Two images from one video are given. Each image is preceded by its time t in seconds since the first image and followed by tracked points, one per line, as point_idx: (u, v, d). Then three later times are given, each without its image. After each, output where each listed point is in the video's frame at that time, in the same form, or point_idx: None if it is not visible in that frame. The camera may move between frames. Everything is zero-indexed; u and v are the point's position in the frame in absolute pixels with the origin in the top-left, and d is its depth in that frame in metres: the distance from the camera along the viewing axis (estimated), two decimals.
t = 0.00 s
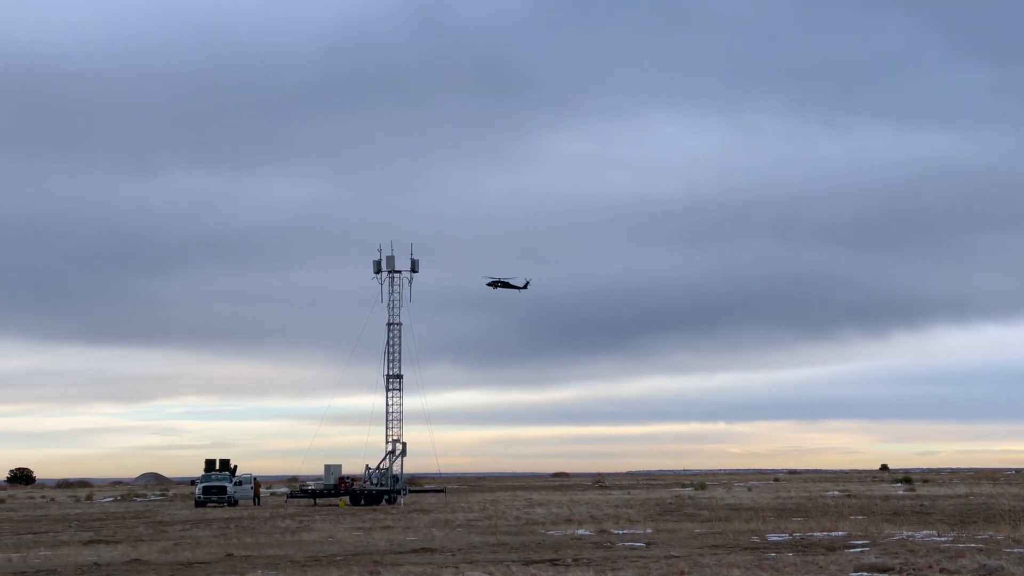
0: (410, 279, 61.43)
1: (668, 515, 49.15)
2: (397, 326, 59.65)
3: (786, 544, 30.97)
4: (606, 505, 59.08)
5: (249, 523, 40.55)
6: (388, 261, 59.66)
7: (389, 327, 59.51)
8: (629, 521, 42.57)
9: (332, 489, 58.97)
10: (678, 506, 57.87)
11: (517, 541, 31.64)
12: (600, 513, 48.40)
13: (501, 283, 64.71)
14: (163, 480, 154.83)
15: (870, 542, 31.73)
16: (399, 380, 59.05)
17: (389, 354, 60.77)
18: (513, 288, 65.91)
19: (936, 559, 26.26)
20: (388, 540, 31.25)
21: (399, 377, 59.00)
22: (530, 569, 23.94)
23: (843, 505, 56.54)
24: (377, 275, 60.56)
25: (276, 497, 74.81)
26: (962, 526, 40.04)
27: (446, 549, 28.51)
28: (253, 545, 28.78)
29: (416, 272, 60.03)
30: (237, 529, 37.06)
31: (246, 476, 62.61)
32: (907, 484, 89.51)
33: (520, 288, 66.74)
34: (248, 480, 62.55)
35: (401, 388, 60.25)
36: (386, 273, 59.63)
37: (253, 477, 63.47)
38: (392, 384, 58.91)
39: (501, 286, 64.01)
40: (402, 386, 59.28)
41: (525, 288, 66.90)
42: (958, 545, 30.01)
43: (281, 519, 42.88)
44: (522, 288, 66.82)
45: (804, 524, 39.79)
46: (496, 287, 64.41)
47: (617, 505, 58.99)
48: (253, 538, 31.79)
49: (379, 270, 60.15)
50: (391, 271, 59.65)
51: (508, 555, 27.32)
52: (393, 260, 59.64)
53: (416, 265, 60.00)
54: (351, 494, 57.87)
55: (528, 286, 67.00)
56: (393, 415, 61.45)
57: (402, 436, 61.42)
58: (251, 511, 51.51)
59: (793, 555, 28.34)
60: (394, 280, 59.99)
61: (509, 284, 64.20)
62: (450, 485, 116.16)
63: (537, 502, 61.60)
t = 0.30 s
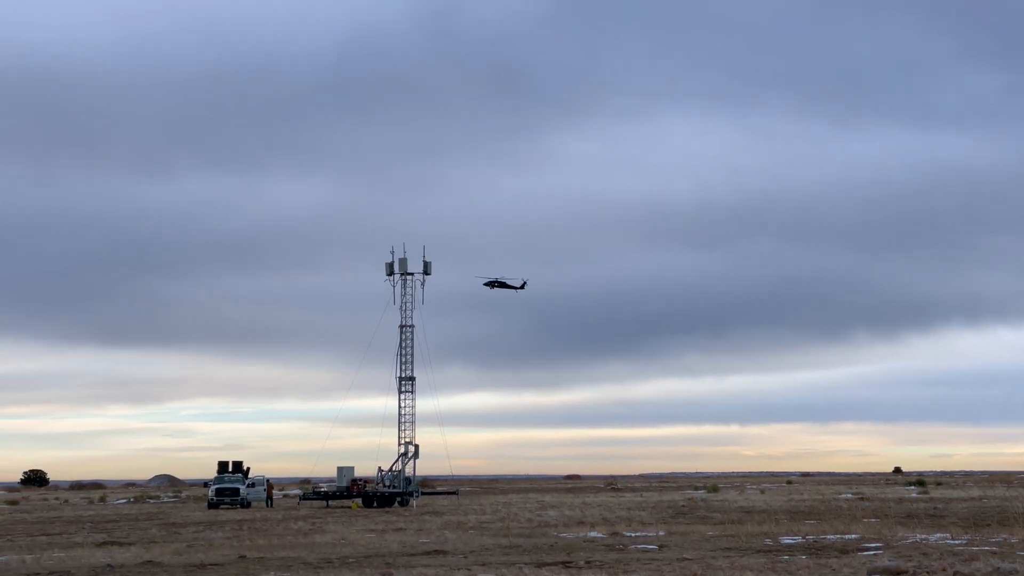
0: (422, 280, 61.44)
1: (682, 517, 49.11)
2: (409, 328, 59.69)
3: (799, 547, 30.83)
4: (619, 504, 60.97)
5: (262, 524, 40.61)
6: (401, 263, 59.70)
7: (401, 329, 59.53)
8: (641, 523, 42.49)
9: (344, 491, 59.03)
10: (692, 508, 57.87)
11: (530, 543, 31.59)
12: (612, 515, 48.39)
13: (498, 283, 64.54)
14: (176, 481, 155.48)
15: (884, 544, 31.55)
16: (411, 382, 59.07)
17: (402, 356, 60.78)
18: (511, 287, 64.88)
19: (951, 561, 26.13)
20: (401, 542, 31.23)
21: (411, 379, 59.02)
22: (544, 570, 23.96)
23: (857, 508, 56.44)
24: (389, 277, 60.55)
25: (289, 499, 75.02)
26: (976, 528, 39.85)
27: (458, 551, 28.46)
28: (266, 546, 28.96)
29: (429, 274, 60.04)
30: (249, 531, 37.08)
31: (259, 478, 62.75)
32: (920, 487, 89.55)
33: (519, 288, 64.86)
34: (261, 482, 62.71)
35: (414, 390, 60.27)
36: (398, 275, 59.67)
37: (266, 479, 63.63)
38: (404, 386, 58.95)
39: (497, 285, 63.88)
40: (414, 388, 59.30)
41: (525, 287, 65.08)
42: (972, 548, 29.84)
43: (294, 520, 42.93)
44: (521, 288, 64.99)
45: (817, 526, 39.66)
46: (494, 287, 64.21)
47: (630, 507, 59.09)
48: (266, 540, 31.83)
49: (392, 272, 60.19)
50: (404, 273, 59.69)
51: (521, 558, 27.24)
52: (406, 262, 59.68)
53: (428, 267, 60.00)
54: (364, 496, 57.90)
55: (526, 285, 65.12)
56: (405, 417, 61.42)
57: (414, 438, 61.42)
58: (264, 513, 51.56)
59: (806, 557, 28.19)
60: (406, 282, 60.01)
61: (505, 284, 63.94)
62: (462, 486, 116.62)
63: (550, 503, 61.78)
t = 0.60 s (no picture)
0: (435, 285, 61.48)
1: (695, 521, 49.07)
2: (422, 333, 59.71)
3: (813, 552, 30.70)
4: (634, 508, 62.17)
5: (275, 528, 40.66)
6: (413, 269, 59.77)
7: (414, 334, 59.55)
8: (655, 528, 42.36)
9: (357, 496, 59.05)
10: (705, 513, 57.81)
11: (542, 548, 31.49)
12: (625, 520, 48.37)
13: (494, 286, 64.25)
14: (190, 486, 156.09)
15: (898, 550, 31.34)
16: (424, 387, 59.07)
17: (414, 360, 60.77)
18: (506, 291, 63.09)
19: (965, 567, 25.94)
20: (414, 547, 31.17)
21: (424, 384, 59.01)
22: None
23: (870, 513, 56.30)
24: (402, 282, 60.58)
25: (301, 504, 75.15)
26: (990, 533, 39.63)
27: (471, 557, 28.39)
28: (280, 551, 28.94)
29: (442, 279, 60.05)
30: (264, 535, 37.17)
31: (273, 483, 62.86)
32: (933, 493, 89.43)
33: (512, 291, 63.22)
34: (274, 487, 62.84)
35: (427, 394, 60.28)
36: (411, 279, 59.73)
37: (279, 484, 63.74)
38: (417, 392, 58.94)
39: (498, 289, 63.83)
40: (427, 393, 59.31)
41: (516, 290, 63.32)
42: (987, 554, 29.64)
43: (307, 525, 42.95)
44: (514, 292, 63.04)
45: (830, 532, 39.47)
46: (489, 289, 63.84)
47: (644, 512, 59.12)
48: (279, 545, 31.81)
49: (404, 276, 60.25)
50: (416, 278, 59.74)
51: (533, 563, 27.21)
52: (418, 267, 59.74)
53: (441, 272, 60.04)
54: (377, 501, 57.97)
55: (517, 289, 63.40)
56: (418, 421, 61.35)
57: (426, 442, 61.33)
58: (277, 518, 51.55)
59: (820, 563, 28.06)
60: (419, 286, 60.04)
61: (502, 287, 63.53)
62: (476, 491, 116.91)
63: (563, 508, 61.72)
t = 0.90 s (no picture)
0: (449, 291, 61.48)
1: (709, 528, 48.93)
2: (436, 339, 59.70)
3: (827, 559, 30.55)
4: (648, 515, 62.16)
5: (288, 535, 40.74)
6: (427, 274, 59.79)
7: (427, 340, 59.55)
8: (668, 535, 42.17)
9: (371, 501, 59.05)
10: (720, 520, 57.63)
11: (556, 554, 31.43)
12: (639, 526, 48.22)
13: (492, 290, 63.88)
14: (204, 490, 156.51)
15: (914, 557, 31.15)
16: (438, 393, 59.07)
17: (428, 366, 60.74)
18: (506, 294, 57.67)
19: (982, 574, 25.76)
20: (427, 553, 31.17)
21: (438, 390, 59.02)
22: None
23: (884, 520, 55.95)
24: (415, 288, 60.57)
25: (315, 510, 75.26)
26: (1007, 541, 39.34)
27: (485, 563, 28.33)
28: (294, 557, 28.97)
29: (456, 285, 60.05)
30: (278, 541, 37.30)
31: (286, 488, 62.98)
32: (949, 500, 88.99)
33: (513, 295, 57.63)
34: (287, 492, 62.97)
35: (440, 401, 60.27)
36: (425, 285, 59.75)
37: (293, 489, 63.86)
38: (431, 398, 58.95)
39: (493, 293, 63.71)
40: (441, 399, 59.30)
41: (519, 292, 57.65)
42: (1004, 561, 29.43)
43: (321, 532, 43.01)
44: (515, 296, 57.65)
45: (845, 539, 39.28)
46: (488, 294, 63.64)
47: (658, 518, 58.93)
48: (293, 550, 31.85)
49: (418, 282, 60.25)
50: (430, 284, 59.73)
51: (547, 569, 27.17)
52: (432, 273, 59.74)
53: (454, 277, 60.03)
54: (390, 507, 57.99)
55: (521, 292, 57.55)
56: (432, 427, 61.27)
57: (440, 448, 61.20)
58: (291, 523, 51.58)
59: (835, 570, 27.89)
60: (433, 292, 60.04)
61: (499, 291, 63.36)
62: (489, 497, 116.94)
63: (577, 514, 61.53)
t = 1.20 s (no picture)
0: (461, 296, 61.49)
1: (722, 534, 48.68)
2: (448, 344, 59.69)
3: (841, 565, 30.37)
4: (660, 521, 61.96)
5: (301, 540, 40.72)
6: (440, 280, 59.80)
7: (440, 345, 59.60)
8: (681, 540, 41.91)
9: (383, 507, 59.01)
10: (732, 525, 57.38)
11: (569, 560, 31.28)
12: (652, 532, 47.99)
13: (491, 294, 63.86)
14: (217, 496, 157.01)
15: (929, 563, 30.93)
16: (450, 398, 59.04)
17: (441, 372, 60.69)
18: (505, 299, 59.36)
19: None
20: (440, 558, 31.06)
21: (450, 395, 59.00)
22: None
23: (898, 526, 55.65)
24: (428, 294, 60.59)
25: (328, 516, 75.24)
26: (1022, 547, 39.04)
27: (497, 569, 28.23)
28: (306, 563, 28.90)
29: (468, 290, 60.06)
30: (290, 546, 37.25)
31: (299, 494, 63.00)
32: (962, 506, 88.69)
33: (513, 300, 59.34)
34: (300, 498, 62.98)
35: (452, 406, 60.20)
36: (437, 291, 59.77)
37: (305, 495, 63.86)
38: (443, 403, 58.94)
39: (491, 297, 63.67)
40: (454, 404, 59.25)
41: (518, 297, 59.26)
42: (1019, 568, 29.21)
43: (334, 537, 42.96)
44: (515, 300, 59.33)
45: (859, 545, 39.02)
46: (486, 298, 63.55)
47: (671, 524, 58.76)
48: (305, 556, 31.76)
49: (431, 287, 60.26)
50: (443, 289, 59.75)
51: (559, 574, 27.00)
52: (445, 278, 59.77)
53: (467, 283, 60.03)
54: (403, 512, 57.90)
55: (520, 296, 59.22)
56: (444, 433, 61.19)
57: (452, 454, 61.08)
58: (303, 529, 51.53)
59: None
60: (445, 297, 60.05)
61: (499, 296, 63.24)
62: (500, 503, 117.14)
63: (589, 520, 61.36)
